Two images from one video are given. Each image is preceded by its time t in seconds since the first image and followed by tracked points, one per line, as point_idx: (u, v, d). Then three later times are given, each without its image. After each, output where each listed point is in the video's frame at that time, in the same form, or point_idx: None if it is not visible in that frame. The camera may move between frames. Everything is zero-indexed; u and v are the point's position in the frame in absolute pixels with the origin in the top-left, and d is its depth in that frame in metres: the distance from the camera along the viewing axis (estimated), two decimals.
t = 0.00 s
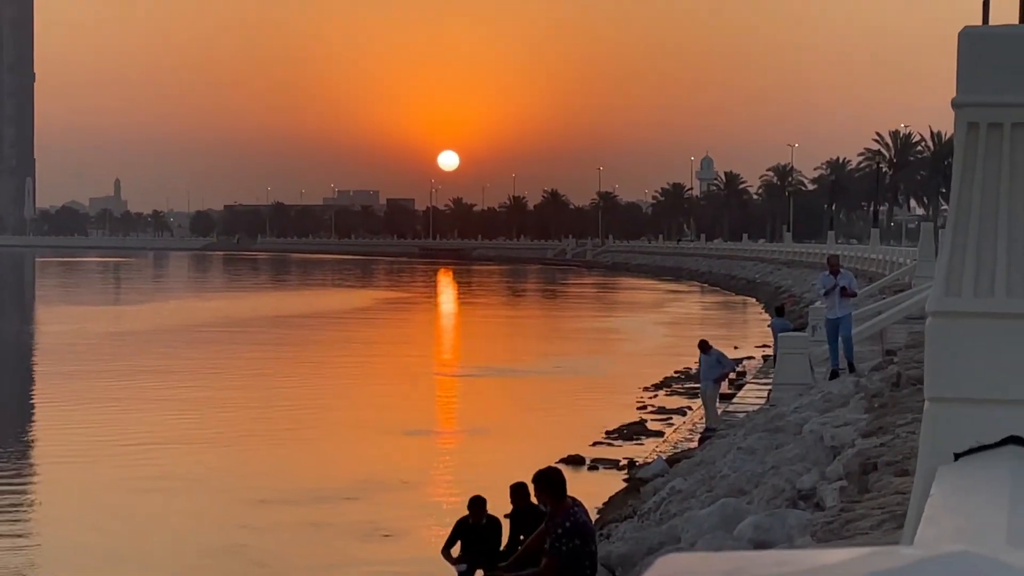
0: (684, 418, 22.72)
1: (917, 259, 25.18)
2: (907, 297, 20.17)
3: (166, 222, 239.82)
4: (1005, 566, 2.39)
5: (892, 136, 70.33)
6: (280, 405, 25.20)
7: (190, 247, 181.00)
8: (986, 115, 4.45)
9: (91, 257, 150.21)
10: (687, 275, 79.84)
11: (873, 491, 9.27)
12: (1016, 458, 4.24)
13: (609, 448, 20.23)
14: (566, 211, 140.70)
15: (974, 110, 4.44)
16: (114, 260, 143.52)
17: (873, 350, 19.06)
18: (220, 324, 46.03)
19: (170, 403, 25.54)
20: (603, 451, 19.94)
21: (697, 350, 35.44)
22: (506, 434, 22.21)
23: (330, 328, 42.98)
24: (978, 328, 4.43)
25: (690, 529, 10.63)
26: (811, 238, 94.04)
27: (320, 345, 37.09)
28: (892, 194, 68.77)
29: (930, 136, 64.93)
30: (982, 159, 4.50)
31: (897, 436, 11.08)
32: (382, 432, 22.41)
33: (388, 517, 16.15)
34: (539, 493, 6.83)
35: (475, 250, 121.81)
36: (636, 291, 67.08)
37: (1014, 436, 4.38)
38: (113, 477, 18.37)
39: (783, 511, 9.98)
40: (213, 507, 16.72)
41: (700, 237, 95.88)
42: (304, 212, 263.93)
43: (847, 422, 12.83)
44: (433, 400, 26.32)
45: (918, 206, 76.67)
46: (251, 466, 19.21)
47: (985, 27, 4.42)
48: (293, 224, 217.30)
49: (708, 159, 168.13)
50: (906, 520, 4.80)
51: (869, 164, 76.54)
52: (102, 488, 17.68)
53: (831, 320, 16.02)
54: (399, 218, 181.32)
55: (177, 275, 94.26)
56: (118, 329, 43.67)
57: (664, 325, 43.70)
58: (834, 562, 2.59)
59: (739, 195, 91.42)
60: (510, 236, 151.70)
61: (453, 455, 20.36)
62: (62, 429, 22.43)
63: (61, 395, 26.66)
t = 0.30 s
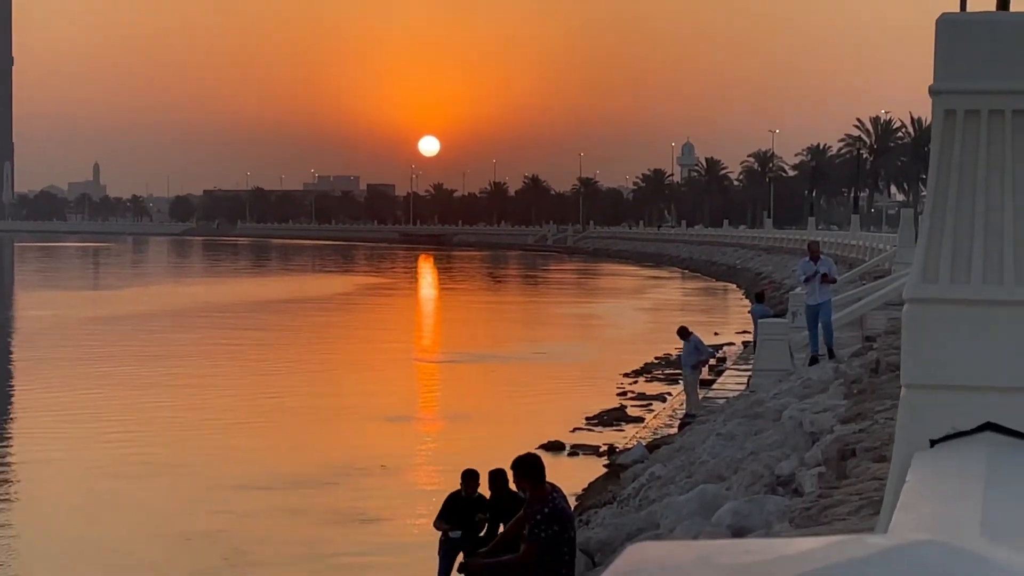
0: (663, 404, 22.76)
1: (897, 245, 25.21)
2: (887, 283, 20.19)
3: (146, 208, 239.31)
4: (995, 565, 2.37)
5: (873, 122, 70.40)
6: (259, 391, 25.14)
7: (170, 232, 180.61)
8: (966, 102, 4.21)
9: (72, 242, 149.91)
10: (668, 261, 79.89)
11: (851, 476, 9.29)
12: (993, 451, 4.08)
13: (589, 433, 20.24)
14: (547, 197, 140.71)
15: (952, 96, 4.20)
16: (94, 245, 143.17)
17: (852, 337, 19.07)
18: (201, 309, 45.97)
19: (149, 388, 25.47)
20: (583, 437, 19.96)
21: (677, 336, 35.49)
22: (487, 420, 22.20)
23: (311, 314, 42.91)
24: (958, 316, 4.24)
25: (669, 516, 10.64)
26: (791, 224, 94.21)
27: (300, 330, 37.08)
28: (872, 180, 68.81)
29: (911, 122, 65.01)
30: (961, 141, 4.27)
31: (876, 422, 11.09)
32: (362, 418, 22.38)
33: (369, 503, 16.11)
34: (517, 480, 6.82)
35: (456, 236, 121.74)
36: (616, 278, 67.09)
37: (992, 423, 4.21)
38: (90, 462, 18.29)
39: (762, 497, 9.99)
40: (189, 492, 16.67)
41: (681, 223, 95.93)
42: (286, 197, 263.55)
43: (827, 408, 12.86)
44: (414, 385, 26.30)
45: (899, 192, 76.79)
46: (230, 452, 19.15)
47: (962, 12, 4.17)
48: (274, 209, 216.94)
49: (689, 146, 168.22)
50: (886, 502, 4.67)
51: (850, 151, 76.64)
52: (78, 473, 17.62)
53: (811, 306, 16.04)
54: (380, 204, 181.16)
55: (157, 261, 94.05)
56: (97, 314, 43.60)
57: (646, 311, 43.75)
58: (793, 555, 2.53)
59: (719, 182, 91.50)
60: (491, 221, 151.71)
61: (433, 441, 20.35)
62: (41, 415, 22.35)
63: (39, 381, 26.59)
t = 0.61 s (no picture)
0: (645, 395, 22.77)
1: (878, 235, 25.28)
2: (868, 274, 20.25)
3: (127, 198, 238.24)
4: (972, 551, 2.37)
5: (856, 113, 70.49)
6: (241, 381, 25.07)
7: (151, 222, 179.70)
8: (944, 91, 4.51)
9: (52, 232, 149.19)
10: (650, 252, 79.87)
11: (831, 465, 9.32)
12: (973, 434, 4.29)
13: (572, 424, 20.24)
14: (530, 188, 140.57)
15: (930, 86, 4.50)
16: (75, 235, 142.40)
17: (833, 327, 19.12)
18: (182, 299, 45.77)
19: (131, 379, 25.36)
20: (565, 428, 19.97)
21: (659, 326, 35.49)
22: (469, 411, 22.17)
23: (292, 305, 42.78)
24: (939, 306, 4.45)
25: (651, 505, 10.65)
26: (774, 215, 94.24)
27: (282, 321, 36.97)
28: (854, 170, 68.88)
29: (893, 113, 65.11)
30: (939, 132, 4.54)
31: (857, 412, 11.13)
32: (345, 409, 22.34)
33: (352, 494, 16.08)
34: (499, 469, 6.81)
35: (438, 227, 121.49)
36: (598, 268, 67.06)
37: (970, 412, 4.43)
38: (72, 453, 18.24)
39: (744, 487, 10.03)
40: (170, 482, 16.66)
41: (664, 214, 95.88)
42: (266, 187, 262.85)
43: (808, 398, 12.88)
44: (396, 376, 26.26)
45: (881, 182, 76.91)
46: (213, 443, 19.11)
47: (943, 3, 4.47)
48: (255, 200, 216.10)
49: (672, 137, 168.09)
50: (861, 493, 4.80)
51: (832, 142, 76.71)
52: (60, 463, 17.57)
53: (793, 296, 16.07)
54: (361, 194, 180.57)
55: (138, 251, 93.55)
56: (79, 304, 43.43)
57: (628, 302, 43.74)
58: (763, 537, 2.55)
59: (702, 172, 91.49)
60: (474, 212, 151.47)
61: (416, 432, 20.33)
62: (22, 405, 22.25)
63: (20, 371, 26.50)
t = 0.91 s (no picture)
0: (633, 391, 22.80)
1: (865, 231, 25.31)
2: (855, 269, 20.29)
3: (114, 195, 237.73)
4: (949, 554, 2.41)
5: (842, 108, 70.55)
6: (229, 378, 25.07)
7: (139, 218, 179.32)
8: (927, 90, 4.54)
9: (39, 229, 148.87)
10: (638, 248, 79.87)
11: (818, 461, 9.36)
12: (958, 431, 4.38)
13: (559, 420, 20.27)
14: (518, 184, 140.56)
15: (916, 85, 4.53)
16: (63, 232, 142.14)
17: (820, 323, 19.16)
18: (169, 296, 45.71)
19: (118, 376, 25.34)
20: (553, 424, 20.00)
21: (647, 322, 35.53)
22: (457, 407, 22.19)
23: (280, 301, 42.76)
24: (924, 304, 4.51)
25: (639, 500, 10.69)
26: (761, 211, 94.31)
27: (269, 317, 36.97)
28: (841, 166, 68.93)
29: (880, 109, 65.20)
30: (925, 131, 4.58)
31: (843, 407, 11.18)
32: (333, 405, 22.35)
33: (339, 490, 16.09)
34: (487, 466, 6.83)
35: (426, 223, 121.41)
36: (586, 264, 67.05)
37: (955, 409, 4.51)
38: (60, 449, 18.24)
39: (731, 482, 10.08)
40: (158, 479, 16.68)
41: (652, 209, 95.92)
42: (254, 184, 262.43)
43: (795, 393, 12.93)
44: (384, 373, 26.27)
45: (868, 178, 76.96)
46: (200, 439, 19.10)
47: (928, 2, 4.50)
48: (243, 196, 215.68)
49: (659, 132, 168.10)
50: (847, 490, 4.86)
51: (819, 138, 76.79)
52: (45, 460, 17.57)
53: (780, 292, 16.08)
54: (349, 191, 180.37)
55: (125, 247, 93.33)
56: (66, 302, 43.36)
57: (616, 297, 43.75)
58: (747, 541, 2.59)
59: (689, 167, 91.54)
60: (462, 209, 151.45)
61: (403, 428, 20.34)
62: (10, 403, 22.24)
63: (7, 369, 26.45)
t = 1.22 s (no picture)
0: (632, 398, 22.77)
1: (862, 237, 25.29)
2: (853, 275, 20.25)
3: (112, 204, 237.60)
4: None
5: (839, 115, 70.58)
6: (227, 387, 25.03)
7: (137, 227, 179.22)
8: (926, 100, 4.56)
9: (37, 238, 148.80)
10: (636, 255, 79.83)
11: (817, 470, 9.35)
12: (956, 440, 4.38)
13: (558, 428, 20.23)
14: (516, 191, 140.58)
15: (911, 96, 4.56)
16: (61, 241, 142.02)
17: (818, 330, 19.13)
18: (166, 305, 45.66)
19: (117, 385, 25.31)
20: (552, 431, 19.97)
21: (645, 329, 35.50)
22: (456, 414, 22.17)
23: (278, 310, 42.72)
24: (919, 313, 4.51)
25: (638, 508, 10.67)
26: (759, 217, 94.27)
27: (268, 326, 36.94)
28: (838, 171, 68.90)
29: (877, 115, 65.21)
30: (924, 139, 4.60)
31: (842, 415, 11.18)
32: (331, 413, 22.33)
33: (338, 499, 16.06)
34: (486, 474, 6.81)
35: (424, 230, 121.41)
36: (584, 271, 67.04)
37: (953, 420, 4.50)
38: (59, 458, 18.22)
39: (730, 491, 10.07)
40: (155, 487, 16.66)
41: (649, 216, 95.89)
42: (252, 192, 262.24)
43: (793, 401, 12.92)
44: (382, 381, 26.23)
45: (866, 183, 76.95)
46: (198, 448, 19.08)
47: (922, 13, 4.54)
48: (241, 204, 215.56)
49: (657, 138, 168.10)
50: (846, 502, 4.85)
51: (816, 144, 76.78)
52: (41, 470, 17.53)
53: (778, 299, 16.04)
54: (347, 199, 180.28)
55: (124, 257, 93.20)
56: (64, 311, 43.28)
57: (614, 304, 43.74)
58: (748, 563, 2.59)
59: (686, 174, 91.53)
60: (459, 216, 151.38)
61: (401, 436, 20.31)
62: (7, 412, 22.20)
63: (5, 378, 26.42)
